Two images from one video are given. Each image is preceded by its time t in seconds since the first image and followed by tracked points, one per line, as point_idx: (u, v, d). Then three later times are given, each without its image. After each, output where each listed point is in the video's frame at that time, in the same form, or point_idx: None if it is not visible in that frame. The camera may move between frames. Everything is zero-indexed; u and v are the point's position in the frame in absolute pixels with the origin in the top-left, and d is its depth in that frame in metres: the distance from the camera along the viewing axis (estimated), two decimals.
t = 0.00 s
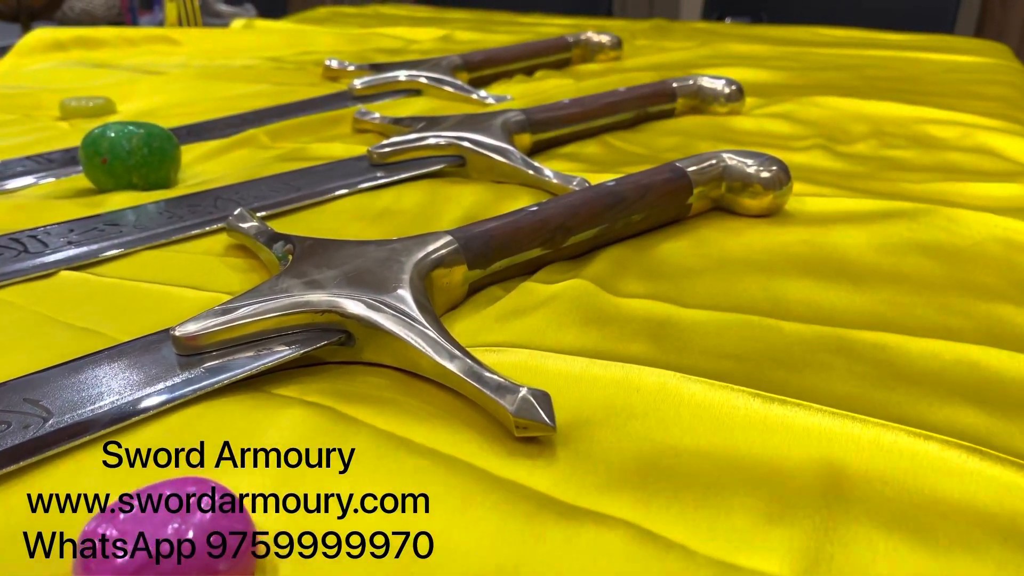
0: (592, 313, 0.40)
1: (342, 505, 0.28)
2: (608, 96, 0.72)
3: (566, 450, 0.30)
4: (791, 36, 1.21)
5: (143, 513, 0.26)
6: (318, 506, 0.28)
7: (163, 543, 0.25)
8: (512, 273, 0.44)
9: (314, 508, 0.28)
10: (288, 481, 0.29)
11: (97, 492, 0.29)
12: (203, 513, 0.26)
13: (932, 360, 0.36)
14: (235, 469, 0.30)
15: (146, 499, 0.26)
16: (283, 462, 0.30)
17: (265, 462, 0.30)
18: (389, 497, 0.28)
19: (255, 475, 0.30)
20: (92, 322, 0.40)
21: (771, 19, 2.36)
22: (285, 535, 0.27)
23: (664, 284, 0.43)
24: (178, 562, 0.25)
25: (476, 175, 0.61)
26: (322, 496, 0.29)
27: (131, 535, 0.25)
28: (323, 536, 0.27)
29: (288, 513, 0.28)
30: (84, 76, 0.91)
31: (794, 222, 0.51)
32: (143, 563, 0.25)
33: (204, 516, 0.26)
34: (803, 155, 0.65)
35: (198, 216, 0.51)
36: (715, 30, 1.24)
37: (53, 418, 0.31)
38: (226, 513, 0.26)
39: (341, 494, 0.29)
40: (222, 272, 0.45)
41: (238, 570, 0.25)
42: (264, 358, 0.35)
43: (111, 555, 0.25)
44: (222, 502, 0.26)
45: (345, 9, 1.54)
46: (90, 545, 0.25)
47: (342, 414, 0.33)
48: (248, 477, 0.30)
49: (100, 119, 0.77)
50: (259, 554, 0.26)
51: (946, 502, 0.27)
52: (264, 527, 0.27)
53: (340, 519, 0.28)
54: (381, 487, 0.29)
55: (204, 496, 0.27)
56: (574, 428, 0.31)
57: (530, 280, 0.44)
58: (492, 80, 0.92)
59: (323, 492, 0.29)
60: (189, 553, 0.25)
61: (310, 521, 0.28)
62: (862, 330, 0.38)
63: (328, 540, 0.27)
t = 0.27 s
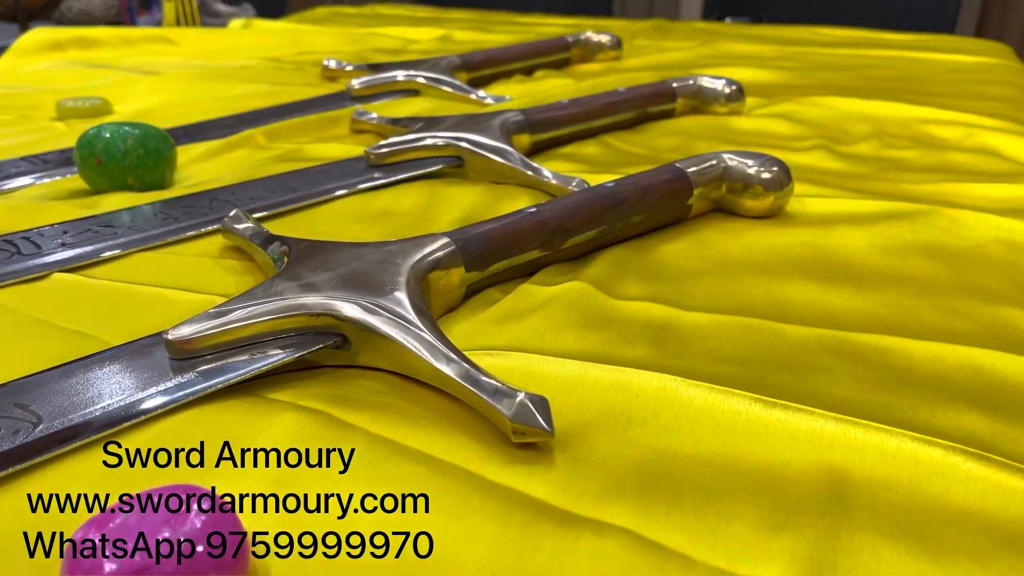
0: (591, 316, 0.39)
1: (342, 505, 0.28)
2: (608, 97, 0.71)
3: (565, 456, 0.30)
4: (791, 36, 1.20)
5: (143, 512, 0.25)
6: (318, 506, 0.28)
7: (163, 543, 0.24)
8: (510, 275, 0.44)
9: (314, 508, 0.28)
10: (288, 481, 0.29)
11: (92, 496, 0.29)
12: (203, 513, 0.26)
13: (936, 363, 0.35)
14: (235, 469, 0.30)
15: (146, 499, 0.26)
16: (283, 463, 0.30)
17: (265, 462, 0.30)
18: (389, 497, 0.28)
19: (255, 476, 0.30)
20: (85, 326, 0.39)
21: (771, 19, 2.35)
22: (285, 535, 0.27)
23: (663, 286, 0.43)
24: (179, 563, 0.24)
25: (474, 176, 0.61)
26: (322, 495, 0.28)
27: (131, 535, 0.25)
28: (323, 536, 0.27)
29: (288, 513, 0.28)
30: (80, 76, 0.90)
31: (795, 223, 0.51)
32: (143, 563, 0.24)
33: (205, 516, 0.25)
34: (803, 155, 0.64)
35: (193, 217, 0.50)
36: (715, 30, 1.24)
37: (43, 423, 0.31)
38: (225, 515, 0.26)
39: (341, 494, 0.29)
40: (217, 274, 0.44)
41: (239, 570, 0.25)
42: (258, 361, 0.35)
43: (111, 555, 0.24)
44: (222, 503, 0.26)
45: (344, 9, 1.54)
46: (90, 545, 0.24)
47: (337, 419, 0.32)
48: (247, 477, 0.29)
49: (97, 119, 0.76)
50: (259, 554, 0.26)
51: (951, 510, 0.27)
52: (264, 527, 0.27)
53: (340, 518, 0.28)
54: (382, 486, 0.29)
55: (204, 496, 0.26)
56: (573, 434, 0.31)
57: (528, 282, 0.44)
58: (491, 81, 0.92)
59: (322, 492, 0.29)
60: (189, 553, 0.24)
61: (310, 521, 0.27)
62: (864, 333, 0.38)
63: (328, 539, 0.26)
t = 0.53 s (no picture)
0: (591, 322, 0.39)
1: (342, 505, 0.28)
2: (608, 98, 0.71)
3: (563, 467, 0.29)
4: (793, 36, 1.20)
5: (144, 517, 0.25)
6: (319, 506, 0.28)
7: (163, 543, 0.25)
8: (509, 281, 0.43)
9: (314, 508, 0.28)
10: (288, 481, 0.29)
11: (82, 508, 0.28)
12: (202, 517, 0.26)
13: (941, 371, 0.35)
14: (235, 469, 0.30)
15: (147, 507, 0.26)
16: (283, 463, 0.30)
17: (265, 462, 0.30)
18: (389, 497, 0.28)
19: (255, 475, 0.29)
20: (77, 332, 0.39)
21: (772, 19, 2.35)
22: (285, 535, 0.27)
23: (664, 292, 0.42)
24: (178, 562, 0.24)
25: (473, 179, 0.60)
26: (322, 496, 0.28)
27: (131, 535, 0.25)
28: (323, 536, 0.27)
29: (288, 513, 0.28)
30: (77, 78, 0.90)
31: (797, 227, 0.50)
32: (142, 562, 0.24)
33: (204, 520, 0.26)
34: (805, 158, 0.64)
35: (189, 221, 0.50)
36: (716, 31, 1.23)
37: (33, 434, 0.30)
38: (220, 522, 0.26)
39: (341, 494, 0.28)
40: (212, 280, 0.44)
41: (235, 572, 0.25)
42: (252, 370, 0.34)
43: (111, 554, 0.24)
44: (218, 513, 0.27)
45: (344, 10, 1.53)
46: (90, 545, 0.24)
47: (332, 428, 0.32)
48: (243, 483, 0.29)
49: (93, 121, 0.76)
50: (258, 555, 0.26)
51: (957, 523, 0.26)
52: (264, 527, 0.27)
53: (340, 518, 0.27)
54: (381, 487, 0.29)
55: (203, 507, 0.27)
56: (572, 444, 0.30)
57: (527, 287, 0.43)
58: (490, 82, 0.91)
59: (323, 492, 0.29)
60: (189, 553, 0.24)
61: (310, 521, 0.27)
62: (868, 340, 0.37)
63: (328, 539, 0.26)
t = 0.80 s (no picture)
0: (590, 328, 0.38)
1: (342, 505, 0.28)
2: (608, 100, 0.70)
3: (563, 478, 0.28)
4: (794, 37, 1.19)
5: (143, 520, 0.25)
6: (319, 506, 0.28)
7: (163, 543, 0.24)
8: (507, 285, 0.43)
9: (314, 508, 0.28)
10: (289, 481, 0.29)
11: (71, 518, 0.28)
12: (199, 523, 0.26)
13: (947, 378, 0.34)
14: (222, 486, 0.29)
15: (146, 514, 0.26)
16: (283, 462, 0.30)
17: (265, 462, 0.30)
18: (389, 497, 0.28)
19: (255, 475, 0.29)
20: (70, 338, 0.38)
21: (773, 19, 2.34)
22: (285, 535, 0.27)
23: (665, 297, 0.41)
24: (179, 562, 0.24)
25: (472, 182, 0.60)
26: (322, 496, 0.28)
27: (131, 536, 0.24)
28: (323, 536, 0.27)
29: (288, 513, 0.28)
30: (75, 79, 0.89)
31: (799, 230, 0.50)
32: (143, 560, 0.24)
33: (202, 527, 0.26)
34: (807, 160, 0.63)
35: (184, 225, 0.49)
36: (717, 32, 1.22)
37: (21, 444, 0.29)
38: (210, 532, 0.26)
39: (341, 494, 0.28)
40: (207, 284, 0.43)
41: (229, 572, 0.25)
42: (246, 377, 0.34)
43: (110, 554, 0.24)
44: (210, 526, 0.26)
45: (343, 10, 1.53)
46: (90, 545, 0.24)
47: (326, 438, 0.31)
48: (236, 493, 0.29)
49: (89, 123, 0.75)
50: (259, 555, 0.26)
51: (965, 537, 0.26)
52: (264, 527, 0.27)
53: (340, 518, 0.27)
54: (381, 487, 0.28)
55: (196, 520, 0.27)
56: (571, 455, 0.29)
57: (526, 292, 0.43)
58: (490, 83, 0.91)
59: (323, 492, 0.29)
60: (189, 552, 0.24)
61: (310, 521, 0.27)
62: (872, 347, 0.37)
63: (328, 539, 0.26)
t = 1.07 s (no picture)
0: (591, 333, 0.37)
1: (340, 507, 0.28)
2: (609, 101, 0.70)
3: (563, 490, 0.28)
4: (796, 37, 1.18)
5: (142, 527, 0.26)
6: (318, 506, 0.28)
7: (164, 544, 0.25)
8: (507, 290, 0.42)
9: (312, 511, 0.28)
10: (285, 485, 0.29)
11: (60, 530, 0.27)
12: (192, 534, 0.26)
13: (955, 385, 0.33)
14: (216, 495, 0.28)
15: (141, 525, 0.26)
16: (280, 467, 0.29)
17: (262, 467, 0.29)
18: (389, 497, 0.28)
19: (248, 483, 0.29)
20: (62, 345, 0.37)
21: (775, 19, 2.34)
22: (283, 540, 0.26)
23: (667, 301, 0.41)
24: (179, 562, 0.24)
25: (472, 184, 0.59)
26: (320, 499, 0.28)
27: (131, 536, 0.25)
28: (323, 536, 0.26)
29: (288, 513, 0.28)
30: (72, 80, 0.88)
31: (803, 233, 0.49)
32: (143, 561, 0.24)
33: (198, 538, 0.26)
34: (810, 161, 0.63)
35: (180, 228, 0.49)
36: (718, 32, 1.22)
37: (11, 453, 0.29)
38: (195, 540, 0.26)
39: (341, 494, 0.28)
40: (203, 289, 0.43)
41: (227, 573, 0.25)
42: (240, 385, 0.33)
43: (111, 555, 0.24)
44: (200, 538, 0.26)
45: (343, 10, 1.52)
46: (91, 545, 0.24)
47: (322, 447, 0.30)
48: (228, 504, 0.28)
49: (86, 124, 0.75)
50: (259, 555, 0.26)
51: (975, 550, 0.25)
52: (264, 527, 0.27)
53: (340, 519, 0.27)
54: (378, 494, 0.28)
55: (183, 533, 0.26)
56: (572, 465, 0.29)
57: (526, 297, 0.42)
58: (490, 84, 0.90)
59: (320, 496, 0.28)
60: (189, 553, 0.24)
61: (310, 521, 0.27)
62: (878, 353, 0.36)
63: (328, 540, 0.26)
